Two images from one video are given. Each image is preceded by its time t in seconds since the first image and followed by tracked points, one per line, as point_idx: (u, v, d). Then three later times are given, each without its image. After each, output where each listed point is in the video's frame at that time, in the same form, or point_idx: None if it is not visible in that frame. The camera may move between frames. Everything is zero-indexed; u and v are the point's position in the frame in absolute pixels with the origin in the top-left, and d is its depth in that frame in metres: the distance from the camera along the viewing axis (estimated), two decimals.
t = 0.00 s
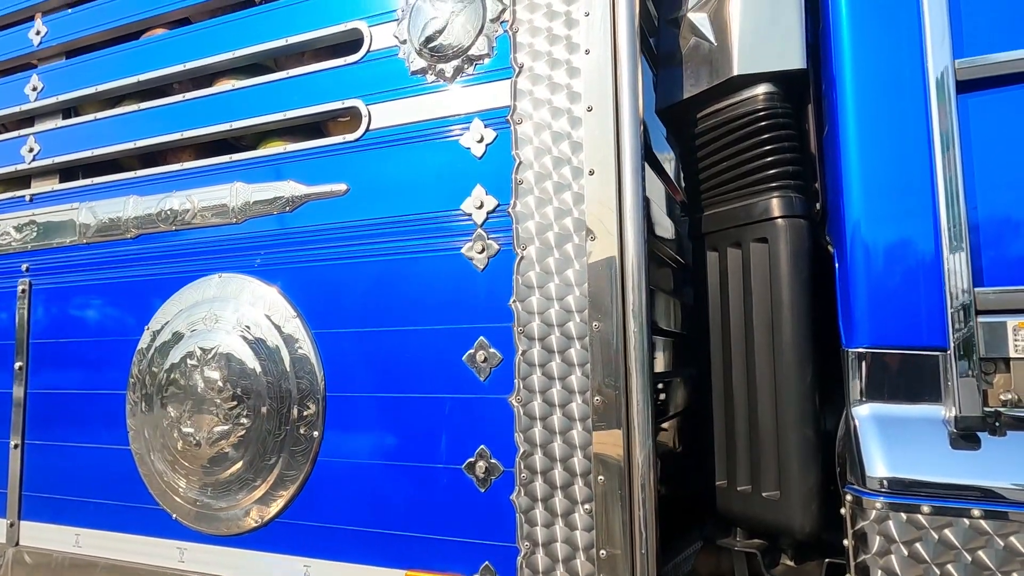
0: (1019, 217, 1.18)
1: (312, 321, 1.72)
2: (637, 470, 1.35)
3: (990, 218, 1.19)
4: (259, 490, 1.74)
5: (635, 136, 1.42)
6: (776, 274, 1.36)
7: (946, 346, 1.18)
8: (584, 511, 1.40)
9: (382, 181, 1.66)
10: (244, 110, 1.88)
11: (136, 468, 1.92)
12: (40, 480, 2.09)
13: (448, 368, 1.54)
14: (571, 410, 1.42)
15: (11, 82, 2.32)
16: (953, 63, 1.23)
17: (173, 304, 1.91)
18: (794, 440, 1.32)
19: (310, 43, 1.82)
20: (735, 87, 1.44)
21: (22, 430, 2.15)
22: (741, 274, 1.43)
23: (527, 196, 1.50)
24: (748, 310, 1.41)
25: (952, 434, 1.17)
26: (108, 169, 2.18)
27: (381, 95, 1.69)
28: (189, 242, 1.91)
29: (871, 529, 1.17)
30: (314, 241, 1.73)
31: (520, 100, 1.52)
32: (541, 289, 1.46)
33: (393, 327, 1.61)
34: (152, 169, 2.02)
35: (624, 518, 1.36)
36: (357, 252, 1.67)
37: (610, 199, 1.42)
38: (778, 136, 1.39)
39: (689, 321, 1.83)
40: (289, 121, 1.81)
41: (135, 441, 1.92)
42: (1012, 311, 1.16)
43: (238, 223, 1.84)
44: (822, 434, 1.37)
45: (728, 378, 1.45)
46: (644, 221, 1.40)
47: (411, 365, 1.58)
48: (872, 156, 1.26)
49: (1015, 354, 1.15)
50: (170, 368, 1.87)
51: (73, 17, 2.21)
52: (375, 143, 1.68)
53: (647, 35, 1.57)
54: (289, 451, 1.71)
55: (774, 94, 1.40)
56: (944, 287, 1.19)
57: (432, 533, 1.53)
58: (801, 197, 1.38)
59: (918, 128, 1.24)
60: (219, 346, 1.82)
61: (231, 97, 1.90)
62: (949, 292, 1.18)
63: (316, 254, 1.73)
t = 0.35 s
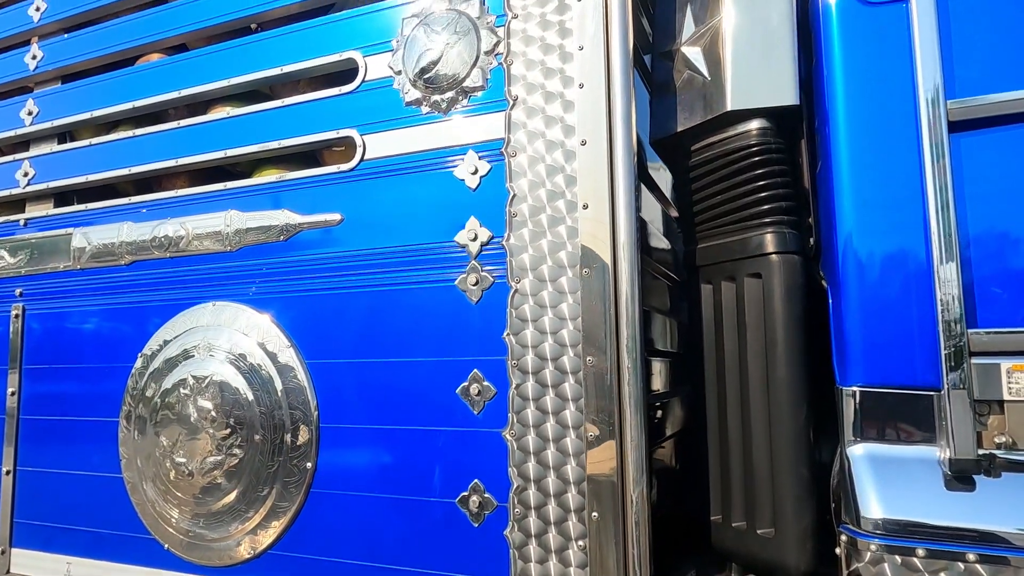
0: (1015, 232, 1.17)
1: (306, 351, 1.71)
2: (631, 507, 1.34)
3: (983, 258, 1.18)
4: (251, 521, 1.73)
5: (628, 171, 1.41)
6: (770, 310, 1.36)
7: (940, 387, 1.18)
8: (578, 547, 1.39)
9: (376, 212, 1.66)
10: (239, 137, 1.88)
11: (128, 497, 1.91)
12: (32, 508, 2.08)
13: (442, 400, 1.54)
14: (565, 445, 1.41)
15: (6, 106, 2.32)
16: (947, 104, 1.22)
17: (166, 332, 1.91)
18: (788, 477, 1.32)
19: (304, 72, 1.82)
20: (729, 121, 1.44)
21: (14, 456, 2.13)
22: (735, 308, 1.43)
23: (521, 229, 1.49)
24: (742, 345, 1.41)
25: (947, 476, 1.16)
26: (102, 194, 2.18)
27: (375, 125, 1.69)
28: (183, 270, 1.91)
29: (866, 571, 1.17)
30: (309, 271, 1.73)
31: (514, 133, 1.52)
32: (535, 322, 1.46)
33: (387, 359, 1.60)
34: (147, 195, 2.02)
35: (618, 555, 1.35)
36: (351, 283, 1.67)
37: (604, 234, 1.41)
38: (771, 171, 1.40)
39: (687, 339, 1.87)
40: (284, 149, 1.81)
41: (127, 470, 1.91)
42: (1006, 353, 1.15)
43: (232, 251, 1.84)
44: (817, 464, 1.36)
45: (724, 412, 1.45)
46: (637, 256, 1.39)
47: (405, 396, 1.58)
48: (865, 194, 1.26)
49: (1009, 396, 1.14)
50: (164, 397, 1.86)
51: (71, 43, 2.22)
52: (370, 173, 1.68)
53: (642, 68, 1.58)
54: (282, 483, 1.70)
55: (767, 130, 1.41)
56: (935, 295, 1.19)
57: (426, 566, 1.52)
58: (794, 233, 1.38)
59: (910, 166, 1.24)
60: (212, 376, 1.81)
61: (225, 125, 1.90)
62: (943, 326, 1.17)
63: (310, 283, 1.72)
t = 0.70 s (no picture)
0: (1009, 245, 1.17)
1: (300, 372, 1.70)
2: (626, 530, 1.34)
3: (977, 284, 1.18)
4: (244, 542, 1.72)
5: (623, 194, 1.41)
6: (764, 332, 1.36)
7: (934, 412, 1.18)
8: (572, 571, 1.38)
9: (371, 232, 1.66)
10: (234, 156, 1.88)
11: (120, 517, 1.89)
12: (23, 527, 2.06)
13: (436, 422, 1.53)
14: (559, 468, 1.40)
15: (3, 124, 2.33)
16: (938, 130, 1.21)
17: (160, 352, 1.90)
18: (782, 501, 1.32)
19: (300, 91, 1.82)
20: (722, 144, 1.45)
21: (5, 475, 2.12)
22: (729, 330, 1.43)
23: (515, 250, 1.49)
24: (736, 367, 1.41)
25: (941, 501, 1.15)
26: (97, 211, 2.18)
27: (371, 145, 1.69)
28: (177, 288, 1.91)
29: None
30: (303, 290, 1.73)
31: (509, 155, 1.52)
32: (529, 344, 1.45)
33: (382, 379, 1.60)
34: (142, 213, 2.02)
35: None
36: (345, 303, 1.67)
37: (597, 256, 1.41)
38: (764, 193, 1.41)
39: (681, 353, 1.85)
40: (279, 168, 1.81)
41: (120, 490, 1.90)
42: (999, 379, 1.15)
43: (227, 270, 1.83)
44: (812, 484, 1.36)
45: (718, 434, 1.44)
46: (632, 278, 1.40)
47: (399, 418, 1.57)
48: (857, 219, 1.27)
49: (1002, 423, 1.13)
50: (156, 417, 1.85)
51: (67, 61, 2.23)
52: (365, 194, 1.68)
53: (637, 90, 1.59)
54: (275, 504, 1.69)
55: (761, 153, 1.41)
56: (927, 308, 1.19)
57: None
58: (788, 256, 1.38)
59: (902, 191, 1.25)
60: (206, 395, 1.80)
61: (220, 143, 1.91)
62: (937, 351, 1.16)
63: (305, 303, 1.72)
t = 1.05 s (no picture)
0: (1002, 262, 1.19)
1: (295, 399, 1.70)
2: (621, 562, 1.34)
3: (966, 318, 1.19)
4: (236, 571, 1.72)
5: (616, 225, 1.42)
6: (758, 363, 1.37)
7: (924, 446, 1.19)
8: None
9: (366, 260, 1.66)
10: (230, 182, 1.89)
11: (112, 544, 1.88)
12: (13, 553, 2.04)
13: (431, 450, 1.53)
14: (553, 498, 1.40)
15: None
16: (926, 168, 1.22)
17: (154, 377, 1.89)
18: (776, 534, 1.32)
19: (296, 118, 1.83)
20: (715, 175, 1.46)
21: None
22: (723, 361, 1.44)
23: (510, 280, 1.50)
24: (730, 397, 1.42)
25: (933, 534, 1.16)
26: (92, 234, 2.18)
27: (367, 173, 1.70)
28: (171, 313, 1.90)
29: None
30: (299, 317, 1.73)
31: (504, 185, 1.53)
32: (524, 373, 1.45)
33: (377, 407, 1.60)
34: (137, 237, 2.02)
35: None
36: (341, 330, 1.67)
37: (592, 287, 1.42)
38: (757, 226, 1.42)
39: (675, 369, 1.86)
40: (275, 194, 1.82)
41: (111, 517, 1.89)
42: (989, 414, 1.16)
43: (222, 295, 1.83)
44: (806, 513, 1.37)
45: (713, 463, 1.45)
46: (626, 309, 1.41)
47: (394, 446, 1.57)
48: (848, 253, 1.29)
49: (993, 458, 1.14)
50: (149, 443, 1.85)
51: (64, 83, 2.24)
52: (361, 221, 1.69)
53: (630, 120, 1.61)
54: (268, 532, 1.69)
55: (753, 184, 1.43)
56: (917, 344, 1.19)
57: None
58: (780, 287, 1.40)
59: (893, 225, 1.27)
60: (200, 421, 1.79)
61: (216, 168, 1.91)
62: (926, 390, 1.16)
63: (301, 330, 1.72)
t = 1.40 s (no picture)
0: (985, 282, 1.22)
1: (285, 424, 1.70)
2: None
3: (947, 350, 1.22)
4: None
5: (604, 254, 1.44)
6: (744, 393, 1.39)
7: (907, 475, 1.21)
8: None
9: (357, 286, 1.68)
10: (222, 206, 1.90)
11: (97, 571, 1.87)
12: None
13: (421, 477, 1.54)
14: (542, 526, 1.41)
15: None
16: (904, 202, 1.24)
17: (142, 401, 1.89)
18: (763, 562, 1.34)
19: (288, 144, 1.85)
20: (701, 206, 1.49)
21: None
22: (710, 389, 1.46)
23: (500, 308, 1.51)
24: (717, 425, 1.43)
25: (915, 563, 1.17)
26: (82, 256, 2.18)
27: (358, 200, 1.72)
28: (161, 337, 1.90)
29: None
30: (289, 342, 1.73)
31: (494, 213, 1.55)
32: (514, 401, 1.47)
33: (367, 434, 1.60)
34: (127, 261, 2.03)
35: None
36: (332, 356, 1.68)
37: (579, 316, 1.44)
38: (743, 256, 1.45)
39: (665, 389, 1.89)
40: (266, 219, 1.83)
41: (97, 542, 1.87)
42: (969, 444, 1.18)
43: (212, 320, 1.84)
44: (794, 541, 1.38)
45: (701, 489, 1.46)
46: (614, 337, 1.42)
47: (383, 473, 1.58)
48: (831, 284, 1.31)
49: (973, 488, 1.17)
50: (137, 468, 1.84)
51: (56, 106, 2.25)
52: (352, 247, 1.70)
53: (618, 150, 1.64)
54: (256, 559, 1.68)
55: (738, 215, 1.46)
56: (899, 375, 1.22)
57: None
58: (766, 317, 1.42)
59: (875, 258, 1.29)
60: (188, 446, 1.78)
61: (208, 193, 1.92)
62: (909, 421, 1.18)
63: (291, 355, 1.73)
